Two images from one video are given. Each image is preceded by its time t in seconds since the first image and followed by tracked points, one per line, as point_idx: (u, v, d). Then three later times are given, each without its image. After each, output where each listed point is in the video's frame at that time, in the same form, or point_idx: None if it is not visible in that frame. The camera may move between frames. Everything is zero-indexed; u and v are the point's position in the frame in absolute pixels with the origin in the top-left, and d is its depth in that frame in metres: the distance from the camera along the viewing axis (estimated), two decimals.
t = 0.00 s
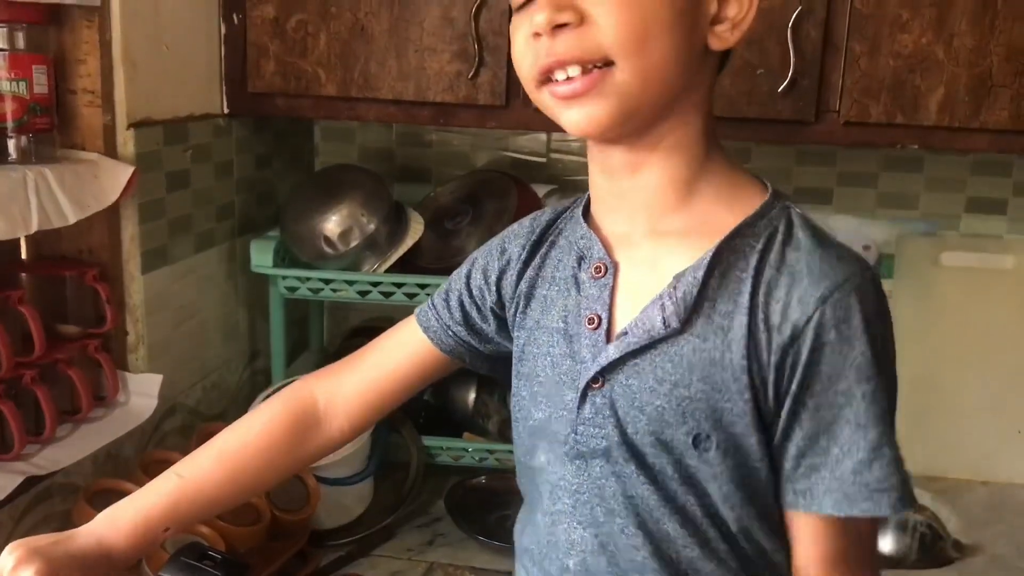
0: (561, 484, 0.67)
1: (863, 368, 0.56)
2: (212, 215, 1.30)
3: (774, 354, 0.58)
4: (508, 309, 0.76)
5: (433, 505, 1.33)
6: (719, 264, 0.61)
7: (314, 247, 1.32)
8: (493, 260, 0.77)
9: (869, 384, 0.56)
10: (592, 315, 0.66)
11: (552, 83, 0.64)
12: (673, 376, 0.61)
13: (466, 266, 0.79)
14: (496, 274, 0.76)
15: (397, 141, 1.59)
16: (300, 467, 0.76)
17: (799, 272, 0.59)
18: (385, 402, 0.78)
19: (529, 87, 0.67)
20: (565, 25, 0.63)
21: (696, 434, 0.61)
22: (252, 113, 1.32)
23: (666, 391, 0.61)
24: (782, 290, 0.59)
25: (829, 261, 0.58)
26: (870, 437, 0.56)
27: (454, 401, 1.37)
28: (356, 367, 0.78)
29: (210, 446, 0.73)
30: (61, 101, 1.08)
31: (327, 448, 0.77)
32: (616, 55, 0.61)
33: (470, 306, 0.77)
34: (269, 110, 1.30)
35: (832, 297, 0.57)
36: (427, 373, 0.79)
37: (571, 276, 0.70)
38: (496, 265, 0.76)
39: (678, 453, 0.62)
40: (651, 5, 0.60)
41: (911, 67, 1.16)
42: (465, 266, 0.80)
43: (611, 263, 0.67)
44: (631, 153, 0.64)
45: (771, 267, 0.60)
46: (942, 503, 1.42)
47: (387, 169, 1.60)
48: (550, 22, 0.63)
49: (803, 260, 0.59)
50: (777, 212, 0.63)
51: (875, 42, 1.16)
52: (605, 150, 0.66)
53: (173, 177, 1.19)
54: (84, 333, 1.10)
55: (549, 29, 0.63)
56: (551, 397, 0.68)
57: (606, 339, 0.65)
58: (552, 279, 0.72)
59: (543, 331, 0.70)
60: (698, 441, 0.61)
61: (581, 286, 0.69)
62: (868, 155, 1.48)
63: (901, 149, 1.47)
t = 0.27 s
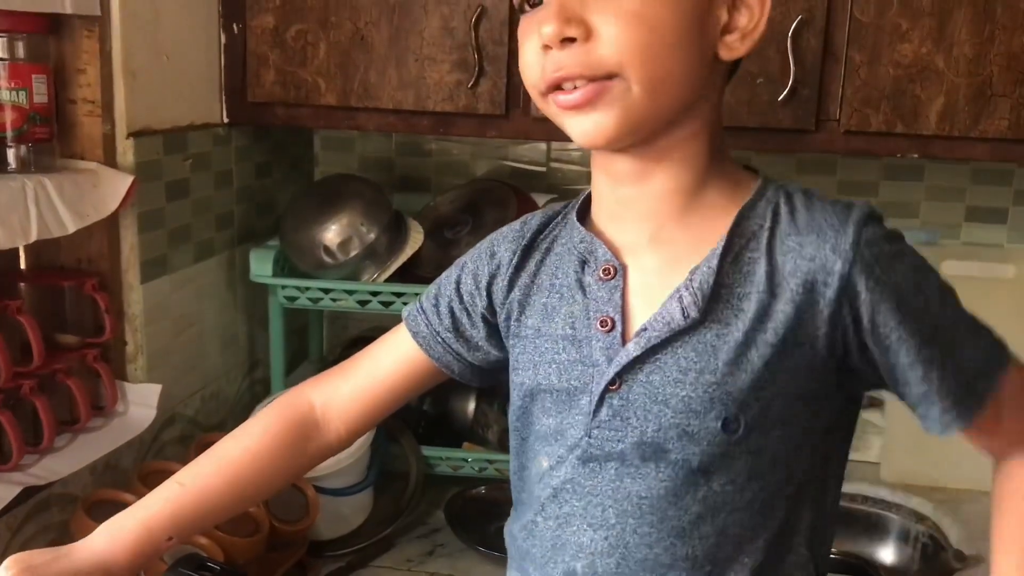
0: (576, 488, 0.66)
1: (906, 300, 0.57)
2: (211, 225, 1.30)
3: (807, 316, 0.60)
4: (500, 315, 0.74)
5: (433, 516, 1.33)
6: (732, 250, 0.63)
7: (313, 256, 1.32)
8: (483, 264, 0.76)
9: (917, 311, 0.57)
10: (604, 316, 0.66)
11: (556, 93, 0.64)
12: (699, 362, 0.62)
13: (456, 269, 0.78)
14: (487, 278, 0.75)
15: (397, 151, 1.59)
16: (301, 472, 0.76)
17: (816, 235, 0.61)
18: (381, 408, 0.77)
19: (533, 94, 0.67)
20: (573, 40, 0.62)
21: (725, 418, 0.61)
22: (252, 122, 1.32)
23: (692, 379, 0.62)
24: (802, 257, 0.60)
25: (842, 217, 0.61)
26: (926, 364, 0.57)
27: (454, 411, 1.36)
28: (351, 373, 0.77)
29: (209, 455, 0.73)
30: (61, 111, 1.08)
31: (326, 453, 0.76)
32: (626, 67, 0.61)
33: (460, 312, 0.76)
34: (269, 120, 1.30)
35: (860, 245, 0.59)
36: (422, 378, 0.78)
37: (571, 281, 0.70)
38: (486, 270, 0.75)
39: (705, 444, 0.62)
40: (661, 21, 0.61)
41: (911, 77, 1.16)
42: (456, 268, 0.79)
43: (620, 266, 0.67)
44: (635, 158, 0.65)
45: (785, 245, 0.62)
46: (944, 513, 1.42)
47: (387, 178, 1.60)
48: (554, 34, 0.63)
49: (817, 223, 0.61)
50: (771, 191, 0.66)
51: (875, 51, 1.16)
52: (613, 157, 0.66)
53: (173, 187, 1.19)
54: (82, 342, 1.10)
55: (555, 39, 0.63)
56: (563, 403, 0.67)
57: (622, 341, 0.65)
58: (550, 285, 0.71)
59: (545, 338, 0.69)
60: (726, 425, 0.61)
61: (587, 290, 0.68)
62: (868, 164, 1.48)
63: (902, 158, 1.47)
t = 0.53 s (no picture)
0: (582, 502, 0.66)
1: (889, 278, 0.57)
2: (211, 234, 1.30)
3: (793, 306, 0.60)
4: (496, 334, 0.74)
5: (434, 525, 1.33)
6: (710, 247, 0.64)
7: (314, 266, 1.32)
8: (478, 283, 0.76)
9: (902, 287, 0.57)
10: (596, 325, 0.66)
11: (572, 101, 0.63)
12: (692, 362, 0.62)
13: (450, 287, 0.79)
14: (483, 296, 0.75)
15: (397, 160, 1.59)
16: (297, 485, 0.76)
17: (793, 224, 0.61)
18: (378, 422, 0.78)
19: (545, 95, 0.66)
20: (604, 50, 0.61)
21: (723, 416, 0.61)
22: (252, 132, 1.32)
23: (684, 379, 0.62)
24: (783, 249, 0.61)
25: (817, 205, 0.61)
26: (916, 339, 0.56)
27: (454, 420, 1.36)
28: (348, 388, 0.78)
29: (205, 467, 0.74)
30: (61, 122, 1.09)
31: (322, 468, 0.77)
32: (649, 87, 0.61)
33: (455, 330, 0.77)
34: (269, 130, 1.31)
35: (836, 230, 0.59)
36: (420, 394, 0.79)
37: (563, 295, 0.70)
38: (481, 289, 0.75)
39: (705, 444, 0.62)
40: (687, 49, 0.61)
41: (910, 86, 1.17)
42: (450, 287, 0.79)
43: (607, 275, 0.67)
44: (627, 175, 0.65)
45: (762, 237, 0.62)
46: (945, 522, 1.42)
47: (387, 188, 1.61)
48: (586, 41, 0.61)
49: (794, 213, 0.62)
50: (747, 182, 0.66)
51: (873, 61, 1.17)
52: (597, 170, 0.66)
53: (174, 197, 1.19)
54: (83, 353, 1.10)
55: (585, 46, 0.61)
56: (562, 416, 0.68)
57: (614, 346, 0.65)
58: (542, 300, 0.71)
59: (543, 354, 0.69)
60: (725, 424, 0.61)
61: (577, 301, 0.68)
62: (867, 172, 1.48)
63: (900, 167, 1.47)
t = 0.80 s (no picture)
0: (578, 509, 0.66)
1: (884, 361, 0.58)
2: (214, 240, 1.30)
3: (800, 347, 0.61)
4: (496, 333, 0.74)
5: (437, 529, 1.33)
6: (733, 271, 0.63)
7: (317, 271, 1.33)
8: (476, 281, 0.75)
9: (890, 372, 0.58)
10: (605, 334, 0.66)
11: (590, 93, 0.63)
12: (700, 383, 0.62)
13: (449, 284, 0.78)
14: (485, 294, 0.75)
15: (398, 164, 1.60)
16: (298, 485, 0.77)
17: (817, 266, 0.61)
18: (376, 421, 0.78)
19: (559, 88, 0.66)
20: (623, 39, 0.61)
21: (724, 444, 0.62)
22: (254, 137, 1.32)
23: (693, 401, 0.62)
24: (801, 289, 0.61)
25: (844, 254, 0.61)
26: (892, 421, 0.58)
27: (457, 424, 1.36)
28: (346, 387, 0.78)
29: (205, 470, 0.74)
30: (65, 128, 1.09)
31: (322, 467, 0.77)
32: (669, 78, 0.61)
33: (454, 329, 0.76)
34: (272, 135, 1.31)
35: (855, 285, 0.59)
36: (419, 391, 0.79)
37: (570, 297, 0.69)
38: (479, 287, 0.75)
39: (704, 465, 0.62)
40: (705, 42, 0.62)
41: (911, 88, 1.17)
42: (448, 284, 0.78)
43: (618, 282, 0.67)
44: (641, 173, 0.65)
45: (783, 270, 0.62)
46: (949, 524, 1.42)
47: (389, 192, 1.61)
48: (605, 30, 0.61)
49: (817, 256, 0.62)
50: (773, 215, 0.66)
51: (874, 63, 1.17)
52: (606, 168, 0.66)
53: (177, 202, 1.20)
54: (87, 358, 1.10)
55: (604, 35, 0.62)
56: (562, 421, 0.68)
57: (624, 358, 0.64)
58: (547, 300, 0.71)
59: (548, 355, 0.69)
60: (724, 451, 0.62)
61: (587, 307, 0.68)
62: (868, 174, 1.49)
63: (901, 169, 1.48)
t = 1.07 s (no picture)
0: (559, 509, 0.67)
1: (855, 383, 0.57)
2: (216, 244, 1.31)
3: (776, 360, 0.60)
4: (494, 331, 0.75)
5: (439, 533, 1.33)
6: (715, 280, 0.63)
7: (319, 274, 1.33)
8: (479, 279, 0.76)
9: (863, 395, 0.57)
10: (589, 337, 0.66)
11: (564, 102, 0.64)
12: (676, 390, 0.62)
13: (453, 285, 0.79)
14: (483, 293, 0.75)
15: (399, 168, 1.60)
16: (303, 491, 0.77)
17: (797, 281, 0.60)
18: (381, 424, 0.79)
19: (537, 98, 0.67)
20: (591, 47, 0.62)
21: (698, 450, 0.62)
22: (256, 142, 1.33)
23: (669, 408, 0.62)
24: (779, 303, 0.60)
25: (826, 270, 0.60)
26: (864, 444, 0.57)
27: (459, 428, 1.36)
28: (352, 391, 0.79)
29: (210, 476, 0.74)
30: (67, 133, 1.09)
31: (329, 472, 0.78)
32: (638, 83, 0.61)
33: (458, 327, 0.77)
34: (273, 140, 1.31)
35: (830, 303, 0.58)
36: (424, 394, 0.79)
37: (561, 298, 0.70)
38: (482, 285, 0.76)
39: (679, 470, 0.62)
40: (675, 44, 0.62)
41: (912, 90, 1.17)
42: (452, 285, 0.79)
43: (604, 285, 0.67)
44: (627, 178, 0.66)
45: (765, 282, 0.61)
46: (951, 527, 1.42)
47: (391, 196, 1.61)
48: (572, 40, 0.62)
49: (799, 270, 0.61)
50: (767, 225, 0.65)
51: (874, 66, 1.17)
52: (601, 178, 0.67)
53: (178, 207, 1.20)
54: (88, 363, 1.10)
55: (571, 45, 0.63)
56: (546, 420, 0.68)
57: (606, 361, 0.65)
58: (541, 300, 0.72)
59: (538, 353, 0.70)
60: (699, 458, 0.62)
61: (574, 309, 0.68)
62: (869, 177, 1.49)
63: (903, 171, 1.48)
